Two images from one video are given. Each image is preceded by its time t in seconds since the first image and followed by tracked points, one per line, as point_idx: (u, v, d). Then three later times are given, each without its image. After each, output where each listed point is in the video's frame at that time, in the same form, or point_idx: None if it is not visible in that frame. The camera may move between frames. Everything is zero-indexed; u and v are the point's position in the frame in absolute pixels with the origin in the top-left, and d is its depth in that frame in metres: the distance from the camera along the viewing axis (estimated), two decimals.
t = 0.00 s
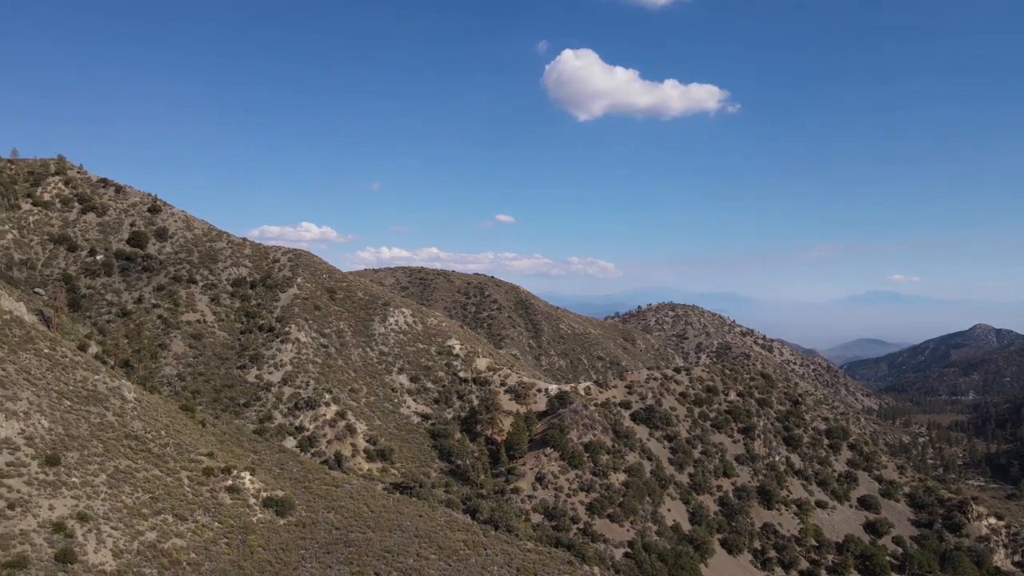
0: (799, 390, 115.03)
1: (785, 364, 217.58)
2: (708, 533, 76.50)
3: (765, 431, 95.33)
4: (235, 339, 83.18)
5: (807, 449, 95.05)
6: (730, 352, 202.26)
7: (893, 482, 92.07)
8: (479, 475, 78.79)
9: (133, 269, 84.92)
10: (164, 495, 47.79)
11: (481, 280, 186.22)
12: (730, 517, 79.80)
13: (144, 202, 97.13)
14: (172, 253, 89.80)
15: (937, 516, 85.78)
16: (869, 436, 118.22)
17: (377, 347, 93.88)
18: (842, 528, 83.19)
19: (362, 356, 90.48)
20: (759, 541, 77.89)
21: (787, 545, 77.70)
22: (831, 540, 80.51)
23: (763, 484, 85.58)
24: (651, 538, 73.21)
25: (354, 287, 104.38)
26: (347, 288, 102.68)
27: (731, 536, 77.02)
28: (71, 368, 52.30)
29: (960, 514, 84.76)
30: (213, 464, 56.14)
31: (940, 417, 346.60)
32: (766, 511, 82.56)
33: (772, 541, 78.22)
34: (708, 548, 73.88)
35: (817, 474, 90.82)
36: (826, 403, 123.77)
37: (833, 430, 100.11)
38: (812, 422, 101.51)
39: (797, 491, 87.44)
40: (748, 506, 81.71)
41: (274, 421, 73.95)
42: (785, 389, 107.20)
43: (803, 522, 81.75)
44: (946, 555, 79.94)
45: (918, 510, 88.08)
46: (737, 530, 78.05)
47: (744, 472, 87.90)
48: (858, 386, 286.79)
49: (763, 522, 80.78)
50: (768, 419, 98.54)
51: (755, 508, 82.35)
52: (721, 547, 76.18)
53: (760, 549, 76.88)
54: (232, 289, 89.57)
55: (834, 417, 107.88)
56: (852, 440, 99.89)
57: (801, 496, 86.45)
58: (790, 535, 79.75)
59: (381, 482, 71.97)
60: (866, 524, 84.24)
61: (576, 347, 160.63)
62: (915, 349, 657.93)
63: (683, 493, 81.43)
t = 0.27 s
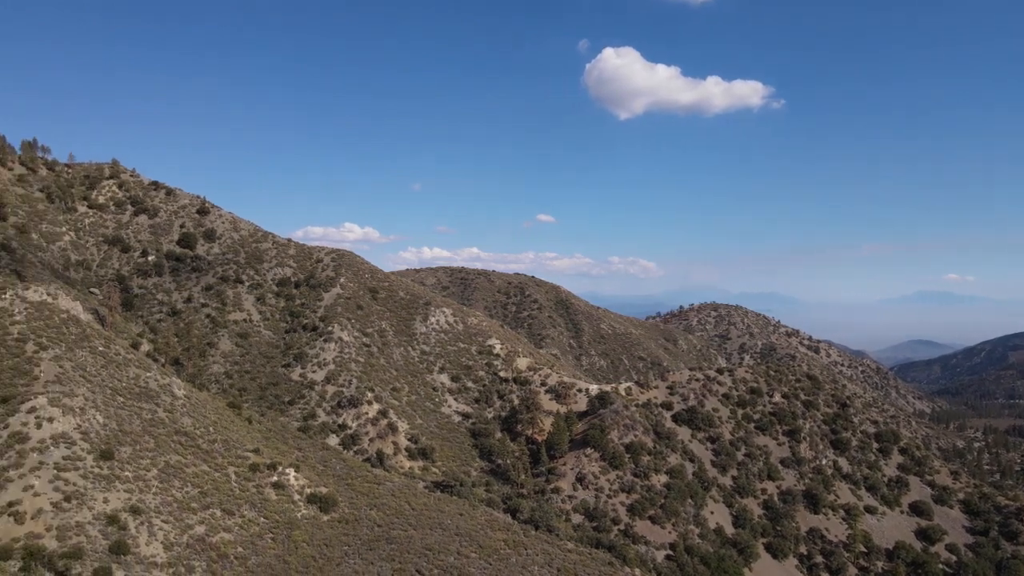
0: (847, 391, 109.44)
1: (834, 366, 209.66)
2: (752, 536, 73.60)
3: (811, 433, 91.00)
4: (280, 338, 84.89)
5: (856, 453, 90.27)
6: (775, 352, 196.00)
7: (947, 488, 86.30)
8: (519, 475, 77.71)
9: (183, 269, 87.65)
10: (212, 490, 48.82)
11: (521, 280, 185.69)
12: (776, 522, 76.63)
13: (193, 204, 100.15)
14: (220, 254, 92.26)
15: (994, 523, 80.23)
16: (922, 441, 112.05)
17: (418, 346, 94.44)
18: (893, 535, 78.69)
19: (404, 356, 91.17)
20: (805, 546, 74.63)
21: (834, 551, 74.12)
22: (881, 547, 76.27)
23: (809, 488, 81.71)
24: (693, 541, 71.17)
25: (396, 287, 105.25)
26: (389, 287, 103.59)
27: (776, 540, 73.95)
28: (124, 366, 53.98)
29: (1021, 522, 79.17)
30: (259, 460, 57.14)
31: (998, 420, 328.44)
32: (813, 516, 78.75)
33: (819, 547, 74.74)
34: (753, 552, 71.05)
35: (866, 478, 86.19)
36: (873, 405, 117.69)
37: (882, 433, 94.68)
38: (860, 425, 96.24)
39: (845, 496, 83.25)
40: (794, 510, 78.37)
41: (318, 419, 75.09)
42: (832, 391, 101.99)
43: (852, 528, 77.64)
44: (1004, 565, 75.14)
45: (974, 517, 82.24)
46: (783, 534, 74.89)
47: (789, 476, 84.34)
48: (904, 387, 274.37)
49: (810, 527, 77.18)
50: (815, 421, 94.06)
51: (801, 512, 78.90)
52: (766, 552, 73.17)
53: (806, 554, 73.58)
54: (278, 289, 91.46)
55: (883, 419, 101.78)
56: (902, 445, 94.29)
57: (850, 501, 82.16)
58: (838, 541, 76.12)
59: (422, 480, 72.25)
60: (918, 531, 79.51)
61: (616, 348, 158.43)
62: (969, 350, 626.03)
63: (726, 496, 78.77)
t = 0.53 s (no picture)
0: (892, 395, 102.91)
1: (881, 368, 201.82)
2: (793, 541, 71.18)
3: (855, 436, 86.40)
4: (319, 337, 86.13)
5: (901, 457, 85.45)
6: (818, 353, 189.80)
7: (998, 494, 80.76)
8: (555, 475, 76.93)
9: (225, 269, 89.89)
10: (253, 486, 49.63)
11: (557, 280, 184.50)
12: (818, 526, 73.66)
13: (236, 206, 102.54)
14: (261, 254, 94.10)
15: None
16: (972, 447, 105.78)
17: (455, 345, 94.65)
18: (941, 542, 74.73)
19: (441, 355, 91.48)
20: (850, 551, 71.39)
21: (880, 557, 70.85)
22: (928, 554, 72.87)
23: (853, 492, 78.07)
24: (732, 544, 69.32)
25: (433, 287, 105.69)
26: (426, 287, 104.09)
27: (819, 545, 71.22)
28: (169, 364, 55.47)
29: None
30: (299, 457, 57.98)
31: None
32: (857, 521, 75.48)
33: (864, 552, 71.48)
34: (794, 557, 68.72)
35: (913, 483, 81.54)
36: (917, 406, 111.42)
37: (929, 437, 88.72)
38: (906, 428, 90.25)
39: (890, 500, 79.19)
40: (837, 515, 75.17)
41: (357, 417, 75.91)
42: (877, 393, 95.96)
43: (898, 533, 74.10)
44: None
45: None
46: (825, 539, 71.90)
47: (832, 479, 80.74)
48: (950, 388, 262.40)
49: (854, 532, 73.93)
50: (858, 424, 89.07)
51: (844, 517, 75.54)
52: (808, 557, 70.59)
53: (849, 559, 70.40)
54: (317, 289, 92.89)
55: (931, 422, 95.02)
56: (951, 449, 88.21)
57: (895, 506, 78.31)
58: (883, 547, 72.80)
59: (459, 479, 72.32)
60: (967, 538, 75.28)
61: (654, 348, 155.86)
62: None
63: (766, 499, 76.26)
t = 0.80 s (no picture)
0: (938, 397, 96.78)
1: (930, 371, 193.56)
2: (834, 546, 68.73)
3: (898, 439, 81.99)
4: (356, 336, 87.16)
5: (948, 462, 80.92)
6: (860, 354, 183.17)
7: None
8: (591, 475, 76.79)
9: (265, 270, 91.71)
10: (292, 483, 50.30)
11: (592, 280, 182.80)
12: (860, 531, 71.08)
13: (275, 207, 104.50)
14: (299, 255, 95.67)
15: None
16: None
17: (490, 345, 94.52)
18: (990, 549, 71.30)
19: (476, 355, 91.47)
20: (892, 557, 69.00)
21: (925, 564, 68.01)
22: (976, 561, 69.58)
23: (896, 496, 74.50)
24: (771, 548, 67.37)
25: (469, 287, 105.80)
26: (462, 287, 104.24)
27: (861, 550, 68.65)
28: (211, 362, 56.69)
29: None
30: (336, 455, 58.60)
31: None
32: (901, 526, 72.41)
33: (907, 559, 68.85)
34: (835, 562, 66.46)
35: (960, 488, 77.13)
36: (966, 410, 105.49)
37: (977, 441, 83.73)
38: (953, 432, 85.38)
39: (936, 506, 75.28)
40: (880, 520, 72.13)
41: (393, 416, 76.45)
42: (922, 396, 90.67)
43: (944, 540, 70.68)
44: None
45: None
46: (867, 544, 69.30)
47: (874, 484, 77.22)
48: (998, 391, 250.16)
49: (898, 538, 71.04)
50: (902, 427, 84.56)
51: (887, 522, 72.61)
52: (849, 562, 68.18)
53: (893, 565, 68.06)
54: (354, 289, 93.96)
55: (980, 425, 88.99)
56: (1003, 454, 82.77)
57: (941, 512, 74.57)
58: (928, 553, 69.72)
59: (494, 479, 72.23)
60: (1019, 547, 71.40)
61: (690, 348, 152.90)
62: None
63: (806, 503, 73.73)
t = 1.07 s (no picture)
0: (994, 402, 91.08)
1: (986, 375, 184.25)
2: (881, 552, 65.67)
3: (948, 443, 78.04)
4: (395, 336, 88.01)
5: (1003, 468, 76.64)
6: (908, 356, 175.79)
7: None
8: (628, 476, 76.20)
9: (306, 270, 93.41)
10: (332, 480, 50.92)
11: (630, 280, 180.39)
12: (907, 537, 67.75)
13: (315, 208, 106.27)
14: (339, 255, 97.13)
15: None
16: None
17: (527, 345, 94.08)
18: None
19: (514, 355, 91.18)
20: (942, 565, 65.18)
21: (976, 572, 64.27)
22: None
23: (946, 502, 70.83)
24: (814, 553, 64.92)
25: (506, 287, 105.57)
26: (499, 287, 104.09)
27: (908, 557, 65.35)
28: (253, 361, 57.93)
29: None
30: (375, 453, 59.10)
31: None
32: (951, 533, 68.51)
33: (958, 567, 65.06)
34: (881, 569, 63.65)
35: (1014, 495, 73.14)
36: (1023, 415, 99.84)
37: None
38: (1006, 436, 81.14)
39: (988, 513, 71.62)
40: (928, 526, 68.55)
41: (431, 415, 76.82)
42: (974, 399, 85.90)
43: (997, 548, 66.93)
44: None
45: None
46: (915, 551, 65.82)
47: (922, 489, 73.58)
48: None
49: (948, 544, 67.19)
50: (952, 431, 80.32)
51: (936, 528, 68.78)
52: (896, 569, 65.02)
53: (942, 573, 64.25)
54: (393, 288, 94.83)
55: None
56: None
57: (993, 519, 70.70)
58: (980, 561, 65.89)
59: (531, 479, 71.89)
60: None
61: (731, 349, 149.29)
62: None
63: (850, 507, 70.92)
